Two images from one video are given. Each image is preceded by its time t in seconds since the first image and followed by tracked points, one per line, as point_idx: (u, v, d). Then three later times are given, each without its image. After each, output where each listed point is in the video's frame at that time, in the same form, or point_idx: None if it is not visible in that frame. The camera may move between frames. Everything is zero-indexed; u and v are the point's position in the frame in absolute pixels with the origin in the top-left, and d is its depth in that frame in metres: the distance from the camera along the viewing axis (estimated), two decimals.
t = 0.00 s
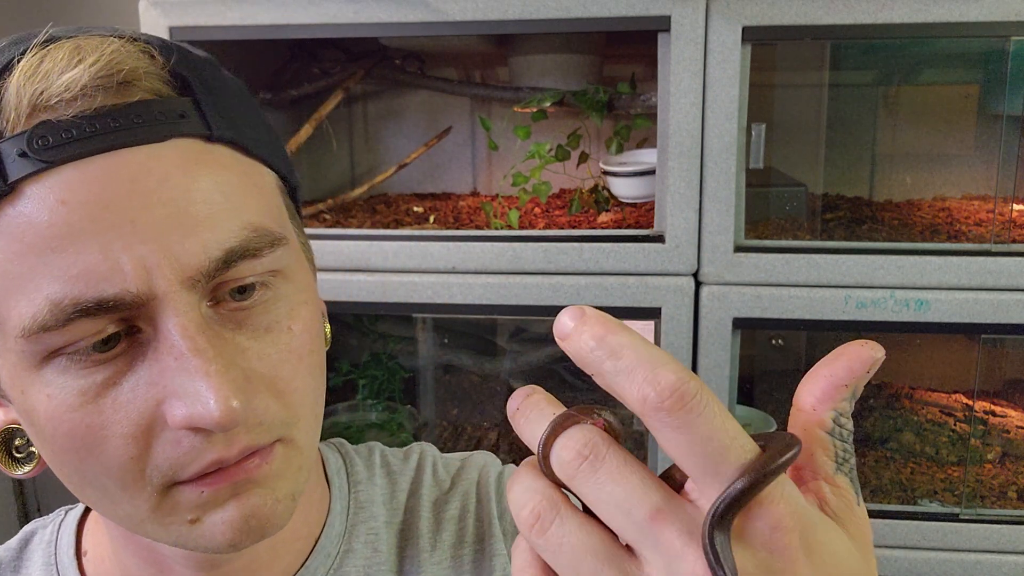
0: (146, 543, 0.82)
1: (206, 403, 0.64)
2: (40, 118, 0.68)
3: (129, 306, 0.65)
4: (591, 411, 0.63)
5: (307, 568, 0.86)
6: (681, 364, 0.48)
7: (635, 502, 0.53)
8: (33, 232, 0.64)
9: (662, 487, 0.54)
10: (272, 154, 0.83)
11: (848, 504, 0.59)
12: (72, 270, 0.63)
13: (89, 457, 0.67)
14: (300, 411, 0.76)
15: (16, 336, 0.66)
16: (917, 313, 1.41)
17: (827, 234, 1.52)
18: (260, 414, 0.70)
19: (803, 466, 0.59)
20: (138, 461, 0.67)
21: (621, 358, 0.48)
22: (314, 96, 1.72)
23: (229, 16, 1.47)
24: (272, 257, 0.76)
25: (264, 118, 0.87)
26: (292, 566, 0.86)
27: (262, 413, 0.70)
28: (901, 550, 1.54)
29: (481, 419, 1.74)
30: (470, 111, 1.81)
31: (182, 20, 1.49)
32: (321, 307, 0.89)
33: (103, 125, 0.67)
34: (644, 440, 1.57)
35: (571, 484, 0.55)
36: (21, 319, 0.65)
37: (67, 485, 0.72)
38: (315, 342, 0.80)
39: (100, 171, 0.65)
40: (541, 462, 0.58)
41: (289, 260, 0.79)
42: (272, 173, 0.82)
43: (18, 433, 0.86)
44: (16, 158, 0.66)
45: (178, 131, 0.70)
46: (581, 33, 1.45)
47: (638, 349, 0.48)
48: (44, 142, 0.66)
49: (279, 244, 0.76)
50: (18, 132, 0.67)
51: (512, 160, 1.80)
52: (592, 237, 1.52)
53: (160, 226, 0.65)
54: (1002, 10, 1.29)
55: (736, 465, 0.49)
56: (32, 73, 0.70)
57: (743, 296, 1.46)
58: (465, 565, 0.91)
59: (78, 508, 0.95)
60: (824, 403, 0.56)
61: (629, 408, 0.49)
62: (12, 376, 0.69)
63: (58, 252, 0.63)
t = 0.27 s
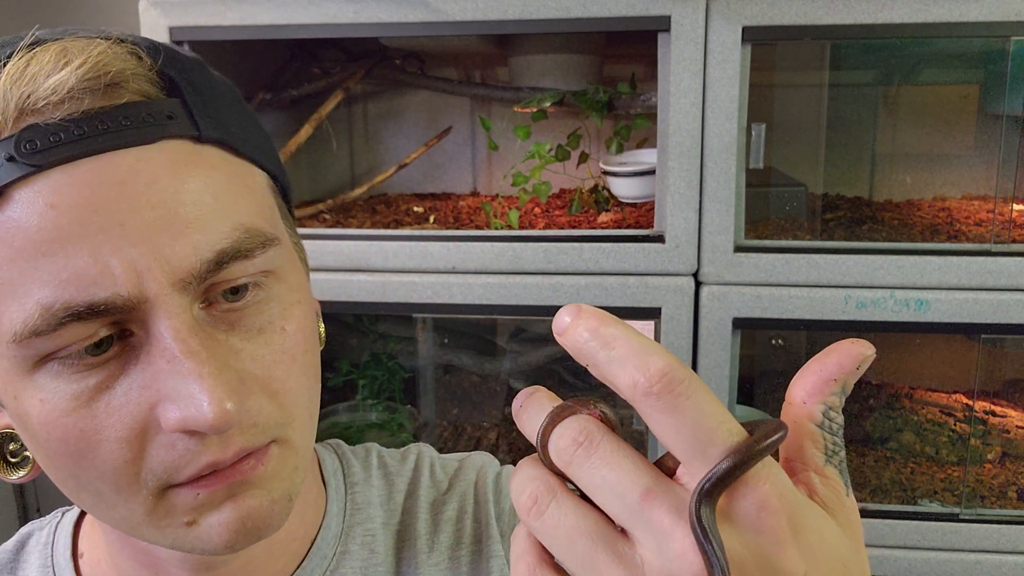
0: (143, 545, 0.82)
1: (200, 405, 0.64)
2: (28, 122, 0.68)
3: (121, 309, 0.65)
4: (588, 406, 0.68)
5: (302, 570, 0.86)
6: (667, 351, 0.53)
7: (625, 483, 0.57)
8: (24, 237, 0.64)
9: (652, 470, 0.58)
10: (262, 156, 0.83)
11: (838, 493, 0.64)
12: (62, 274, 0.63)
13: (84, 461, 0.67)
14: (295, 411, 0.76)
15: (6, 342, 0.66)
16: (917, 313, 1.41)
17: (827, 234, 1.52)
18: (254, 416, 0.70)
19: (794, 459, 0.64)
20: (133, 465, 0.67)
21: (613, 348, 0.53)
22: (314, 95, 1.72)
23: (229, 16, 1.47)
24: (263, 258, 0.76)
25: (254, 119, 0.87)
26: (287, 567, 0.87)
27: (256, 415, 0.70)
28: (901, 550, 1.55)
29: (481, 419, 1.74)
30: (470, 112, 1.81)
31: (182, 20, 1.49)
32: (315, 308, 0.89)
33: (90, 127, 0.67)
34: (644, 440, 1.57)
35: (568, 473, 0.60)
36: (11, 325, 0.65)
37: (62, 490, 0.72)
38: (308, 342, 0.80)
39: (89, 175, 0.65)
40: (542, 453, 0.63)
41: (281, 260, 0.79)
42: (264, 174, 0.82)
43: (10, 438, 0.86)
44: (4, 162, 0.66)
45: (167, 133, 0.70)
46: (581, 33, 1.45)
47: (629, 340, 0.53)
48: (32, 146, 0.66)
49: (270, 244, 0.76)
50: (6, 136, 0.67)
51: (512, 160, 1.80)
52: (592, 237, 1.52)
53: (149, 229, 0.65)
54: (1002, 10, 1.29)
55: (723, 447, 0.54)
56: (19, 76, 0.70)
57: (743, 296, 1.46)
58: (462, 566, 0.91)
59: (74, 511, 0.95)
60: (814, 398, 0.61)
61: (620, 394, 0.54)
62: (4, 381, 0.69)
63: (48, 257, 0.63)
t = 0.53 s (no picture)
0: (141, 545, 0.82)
1: (199, 405, 0.64)
2: (26, 122, 0.68)
3: (121, 309, 0.65)
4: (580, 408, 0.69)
5: (300, 570, 0.87)
6: (654, 353, 0.54)
7: (618, 482, 0.58)
8: (23, 237, 0.64)
9: (642, 471, 0.59)
10: (260, 156, 0.83)
11: (827, 491, 0.63)
12: (61, 274, 0.63)
13: (83, 461, 0.67)
14: (293, 411, 0.76)
15: (5, 342, 0.66)
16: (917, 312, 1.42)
17: (827, 234, 1.52)
18: (253, 416, 0.70)
19: (783, 459, 0.65)
20: (133, 464, 0.67)
21: (600, 351, 0.54)
22: (314, 96, 1.72)
23: (229, 16, 1.47)
24: (262, 257, 0.76)
25: (252, 120, 0.86)
26: (286, 567, 0.87)
27: (256, 414, 0.70)
28: (900, 551, 1.55)
29: (481, 419, 1.74)
30: (470, 111, 1.78)
31: (182, 21, 1.49)
32: (314, 308, 0.89)
33: (88, 127, 0.67)
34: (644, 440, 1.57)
35: (559, 471, 0.60)
36: (10, 325, 0.65)
37: (60, 490, 0.72)
38: (306, 342, 0.80)
39: (87, 175, 0.65)
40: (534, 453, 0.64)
41: (279, 260, 0.79)
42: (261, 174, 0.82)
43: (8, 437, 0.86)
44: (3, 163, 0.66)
45: (165, 134, 0.71)
46: (581, 33, 1.45)
47: (615, 343, 0.54)
48: (31, 147, 0.66)
49: (269, 244, 0.76)
50: (4, 136, 0.67)
51: (512, 160, 1.79)
52: (592, 237, 1.52)
53: (148, 229, 0.65)
54: (1002, 10, 1.30)
55: (709, 445, 0.55)
56: (18, 77, 0.70)
57: (743, 296, 1.46)
58: (460, 566, 0.91)
59: (72, 510, 0.95)
60: (800, 395, 0.62)
61: (609, 395, 0.55)
62: (3, 382, 0.69)
63: (47, 257, 0.63)
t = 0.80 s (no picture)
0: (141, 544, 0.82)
1: (202, 401, 0.64)
2: (29, 120, 0.68)
3: (123, 305, 0.65)
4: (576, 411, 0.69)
5: (300, 569, 0.86)
6: (649, 356, 0.54)
7: (613, 485, 0.57)
8: (25, 233, 0.64)
9: (638, 471, 0.59)
10: (261, 155, 0.83)
11: (821, 493, 0.64)
12: (64, 270, 0.63)
13: (85, 458, 0.67)
14: (294, 408, 0.76)
15: (7, 339, 0.66)
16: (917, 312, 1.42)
17: (827, 234, 1.52)
18: (255, 412, 0.70)
19: (778, 460, 0.65)
20: (135, 461, 0.67)
21: (595, 356, 0.54)
22: (314, 95, 1.72)
23: (229, 16, 1.47)
24: (263, 255, 0.76)
25: (254, 119, 0.86)
26: (285, 566, 0.87)
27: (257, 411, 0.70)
28: (901, 551, 1.55)
29: (481, 419, 1.74)
30: (470, 111, 1.78)
31: (182, 20, 1.49)
32: (314, 306, 0.89)
33: (91, 125, 0.67)
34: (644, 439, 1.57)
35: (555, 474, 0.60)
36: (12, 322, 0.65)
37: (63, 487, 0.72)
38: (307, 340, 0.80)
39: (90, 172, 0.65)
40: (530, 457, 0.64)
41: (280, 258, 0.79)
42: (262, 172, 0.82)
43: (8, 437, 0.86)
44: (5, 160, 0.66)
45: (167, 132, 0.70)
46: (581, 33, 1.45)
47: (612, 347, 0.54)
48: (34, 144, 0.65)
49: (269, 242, 0.76)
50: (7, 134, 0.67)
51: (512, 160, 1.79)
52: (592, 237, 1.52)
53: (151, 225, 0.65)
54: (1002, 10, 1.29)
55: (704, 447, 0.55)
56: (21, 76, 0.70)
57: (743, 296, 1.46)
58: (459, 565, 0.90)
59: (72, 509, 0.95)
60: (795, 400, 0.61)
61: (604, 398, 0.55)
62: (4, 379, 0.69)
63: (50, 253, 0.63)
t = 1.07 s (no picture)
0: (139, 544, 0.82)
1: (199, 397, 0.65)
2: (29, 117, 0.68)
3: (121, 300, 0.65)
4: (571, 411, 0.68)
5: (298, 569, 0.86)
6: (643, 357, 0.53)
7: (607, 486, 0.57)
8: (23, 229, 0.64)
9: (632, 471, 0.58)
10: (260, 155, 0.83)
11: (814, 495, 0.62)
12: (63, 266, 0.63)
13: (82, 454, 0.67)
14: (291, 407, 0.76)
15: (5, 334, 0.66)
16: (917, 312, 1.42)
17: (827, 234, 1.52)
18: (252, 408, 0.70)
19: (768, 461, 0.63)
20: (132, 458, 0.67)
21: (589, 357, 0.53)
22: (314, 95, 1.72)
23: (229, 16, 1.47)
24: (260, 252, 0.76)
25: (253, 118, 0.86)
26: (283, 565, 0.87)
27: (255, 407, 0.70)
28: (901, 550, 1.55)
29: (481, 419, 1.74)
30: (470, 111, 1.78)
31: (182, 20, 1.49)
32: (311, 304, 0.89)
33: (91, 122, 0.67)
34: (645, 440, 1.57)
35: (550, 475, 0.59)
36: (11, 317, 0.65)
37: (59, 485, 0.72)
38: (305, 337, 0.80)
39: (89, 168, 0.65)
40: (525, 458, 0.63)
41: (277, 256, 0.79)
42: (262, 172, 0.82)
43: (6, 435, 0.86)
44: (5, 156, 0.66)
45: (166, 129, 0.71)
46: (581, 33, 1.45)
47: (605, 347, 0.53)
48: (33, 141, 0.66)
49: (266, 240, 0.77)
50: (7, 131, 0.67)
51: (512, 160, 1.79)
52: (592, 237, 1.52)
53: (149, 222, 0.65)
54: (1002, 10, 1.29)
55: (698, 447, 0.54)
56: (21, 73, 0.70)
57: (743, 296, 1.46)
58: (456, 565, 0.90)
59: (70, 508, 0.95)
60: (786, 399, 0.60)
61: (597, 400, 0.54)
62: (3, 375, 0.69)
63: (48, 249, 0.63)
